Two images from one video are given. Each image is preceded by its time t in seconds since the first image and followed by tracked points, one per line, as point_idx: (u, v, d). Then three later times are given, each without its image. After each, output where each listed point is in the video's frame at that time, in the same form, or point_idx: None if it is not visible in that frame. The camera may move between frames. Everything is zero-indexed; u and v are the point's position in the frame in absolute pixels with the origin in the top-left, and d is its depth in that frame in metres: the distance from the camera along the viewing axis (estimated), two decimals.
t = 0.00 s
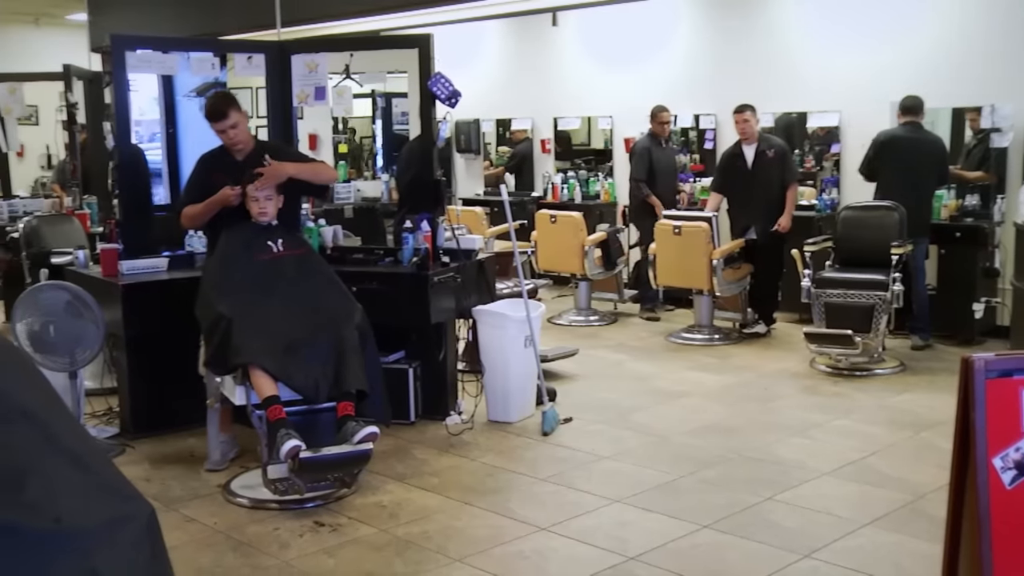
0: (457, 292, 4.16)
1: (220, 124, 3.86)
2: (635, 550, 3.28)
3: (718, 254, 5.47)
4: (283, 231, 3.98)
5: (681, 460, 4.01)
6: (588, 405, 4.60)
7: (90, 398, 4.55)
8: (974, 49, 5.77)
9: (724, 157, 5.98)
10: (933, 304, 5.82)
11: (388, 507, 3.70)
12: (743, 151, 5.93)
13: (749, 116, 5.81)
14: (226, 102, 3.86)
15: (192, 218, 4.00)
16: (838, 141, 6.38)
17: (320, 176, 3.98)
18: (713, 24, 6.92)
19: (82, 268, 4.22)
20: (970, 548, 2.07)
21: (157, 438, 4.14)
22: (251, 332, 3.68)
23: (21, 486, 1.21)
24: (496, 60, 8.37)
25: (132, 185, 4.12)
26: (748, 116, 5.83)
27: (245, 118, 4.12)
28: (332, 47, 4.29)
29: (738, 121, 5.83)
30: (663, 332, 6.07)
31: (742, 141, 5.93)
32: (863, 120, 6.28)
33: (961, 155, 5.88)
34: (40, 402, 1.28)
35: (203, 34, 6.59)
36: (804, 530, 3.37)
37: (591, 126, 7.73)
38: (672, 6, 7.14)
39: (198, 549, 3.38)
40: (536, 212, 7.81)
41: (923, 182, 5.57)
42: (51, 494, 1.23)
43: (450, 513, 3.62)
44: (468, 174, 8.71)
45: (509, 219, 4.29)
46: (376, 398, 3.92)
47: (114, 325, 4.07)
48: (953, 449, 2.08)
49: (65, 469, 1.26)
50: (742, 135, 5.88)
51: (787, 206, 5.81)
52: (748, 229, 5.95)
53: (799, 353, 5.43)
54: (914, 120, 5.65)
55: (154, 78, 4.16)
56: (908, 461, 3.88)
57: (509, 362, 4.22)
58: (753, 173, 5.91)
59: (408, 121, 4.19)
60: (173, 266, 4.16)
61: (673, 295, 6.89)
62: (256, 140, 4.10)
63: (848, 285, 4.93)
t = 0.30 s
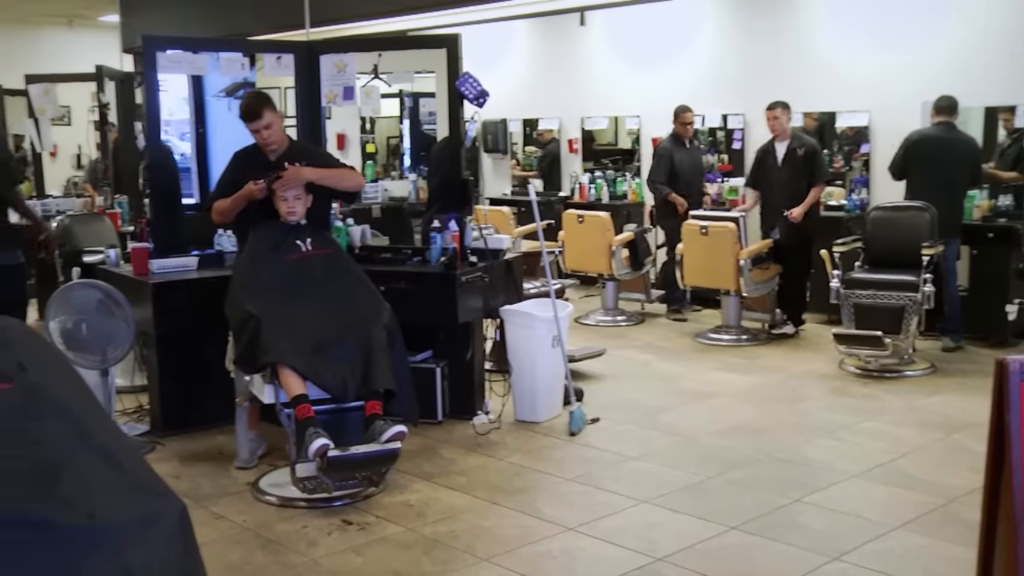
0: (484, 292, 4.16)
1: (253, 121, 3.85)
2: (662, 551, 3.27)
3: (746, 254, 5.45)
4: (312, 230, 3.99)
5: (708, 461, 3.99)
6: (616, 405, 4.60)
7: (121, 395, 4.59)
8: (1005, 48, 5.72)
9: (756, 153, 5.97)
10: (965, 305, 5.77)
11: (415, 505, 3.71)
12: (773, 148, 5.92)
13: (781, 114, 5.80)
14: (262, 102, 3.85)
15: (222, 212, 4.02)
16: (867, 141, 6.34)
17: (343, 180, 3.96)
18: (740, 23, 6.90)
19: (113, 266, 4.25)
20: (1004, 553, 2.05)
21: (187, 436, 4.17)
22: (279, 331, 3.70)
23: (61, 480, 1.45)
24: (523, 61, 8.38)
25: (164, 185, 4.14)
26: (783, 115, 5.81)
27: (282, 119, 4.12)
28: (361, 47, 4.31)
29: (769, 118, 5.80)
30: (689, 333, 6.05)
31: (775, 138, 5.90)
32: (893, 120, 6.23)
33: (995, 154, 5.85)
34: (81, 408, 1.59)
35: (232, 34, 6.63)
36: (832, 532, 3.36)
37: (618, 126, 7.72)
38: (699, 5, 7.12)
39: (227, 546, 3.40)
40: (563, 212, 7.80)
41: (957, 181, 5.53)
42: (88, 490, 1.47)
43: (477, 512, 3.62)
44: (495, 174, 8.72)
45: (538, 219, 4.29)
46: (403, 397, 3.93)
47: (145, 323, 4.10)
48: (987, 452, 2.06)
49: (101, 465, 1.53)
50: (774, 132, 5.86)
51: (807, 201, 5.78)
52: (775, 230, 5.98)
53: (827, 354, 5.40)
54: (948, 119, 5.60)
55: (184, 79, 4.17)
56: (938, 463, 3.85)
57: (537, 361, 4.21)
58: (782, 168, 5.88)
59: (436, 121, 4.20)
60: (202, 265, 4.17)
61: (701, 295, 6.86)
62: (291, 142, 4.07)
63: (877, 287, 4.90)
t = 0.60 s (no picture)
0: (516, 291, 4.16)
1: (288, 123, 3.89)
2: (695, 553, 3.26)
3: (778, 254, 5.43)
4: (345, 230, 4.00)
5: (741, 463, 3.97)
6: (647, 406, 4.59)
7: (156, 393, 4.63)
8: None
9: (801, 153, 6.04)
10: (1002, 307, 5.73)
11: (447, 505, 3.72)
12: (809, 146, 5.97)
13: (812, 110, 5.81)
14: (297, 103, 3.88)
15: (246, 208, 4.03)
16: (902, 141, 6.29)
17: (372, 185, 3.97)
18: (773, 23, 6.87)
19: (148, 265, 4.29)
20: None
21: (220, 434, 4.20)
22: (313, 330, 3.72)
23: (98, 473, 1.23)
24: (554, 61, 8.38)
25: (198, 185, 4.17)
26: (821, 118, 5.81)
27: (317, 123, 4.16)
28: (394, 47, 4.31)
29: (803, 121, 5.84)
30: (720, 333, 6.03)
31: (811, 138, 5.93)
32: (928, 120, 6.18)
33: None
34: (117, 400, 1.35)
35: (267, 34, 6.68)
36: (867, 535, 3.33)
37: (650, 126, 7.71)
38: (731, 5, 7.10)
39: (260, 544, 3.42)
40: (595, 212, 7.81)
41: (995, 184, 5.48)
42: (130, 485, 1.25)
43: (509, 512, 3.62)
44: (526, 174, 8.73)
45: (570, 219, 4.28)
46: (435, 397, 3.93)
47: (179, 322, 4.13)
48: None
49: (136, 461, 1.28)
50: (809, 133, 5.89)
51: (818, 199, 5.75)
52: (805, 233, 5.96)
53: (860, 356, 5.36)
54: (989, 119, 5.54)
55: (219, 79, 4.21)
56: (974, 468, 3.81)
57: (568, 361, 4.22)
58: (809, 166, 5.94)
59: (468, 121, 4.22)
60: (235, 264, 4.20)
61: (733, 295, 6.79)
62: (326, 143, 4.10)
63: (912, 288, 4.87)
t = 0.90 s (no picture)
0: (547, 291, 4.16)
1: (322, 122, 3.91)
2: (726, 555, 3.24)
3: (811, 255, 5.39)
4: (377, 229, 4.00)
5: (772, 464, 3.95)
6: (679, 407, 4.57)
7: (190, 390, 4.67)
8: None
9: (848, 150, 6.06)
10: None
11: (478, 504, 3.72)
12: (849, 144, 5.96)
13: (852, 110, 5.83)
14: (331, 102, 3.91)
15: (279, 211, 4.09)
16: (937, 141, 6.23)
17: (407, 186, 3.99)
18: (803, 20, 6.84)
19: (182, 264, 4.32)
20: None
21: (253, 432, 4.23)
22: (344, 329, 3.73)
23: (138, 471, 1.58)
24: (585, 61, 8.37)
25: (232, 184, 4.19)
26: (860, 116, 5.80)
27: (350, 122, 4.18)
28: (425, 47, 4.33)
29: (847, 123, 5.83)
30: (750, 334, 6.00)
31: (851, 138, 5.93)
32: (965, 120, 6.11)
33: None
34: (157, 401, 1.71)
35: (299, 34, 6.72)
36: (900, 539, 3.30)
37: (682, 126, 7.68)
38: (764, 5, 7.06)
39: (292, 541, 3.44)
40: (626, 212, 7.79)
41: None
42: (164, 480, 1.59)
43: (539, 512, 3.62)
44: (557, 174, 8.73)
45: (601, 219, 4.27)
46: (466, 396, 3.93)
47: (212, 320, 4.15)
48: None
49: (176, 463, 1.62)
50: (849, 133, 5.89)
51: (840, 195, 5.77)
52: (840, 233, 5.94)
53: (893, 358, 5.32)
54: None
55: (251, 79, 4.22)
56: (1011, 472, 3.77)
57: (599, 361, 4.21)
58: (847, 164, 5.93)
59: (499, 120, 4.21)
60: (268, 263, 4.22)
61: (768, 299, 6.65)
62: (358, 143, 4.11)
63: (947, 289, 4.83)
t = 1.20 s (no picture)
0: (577, 291, 4.16)
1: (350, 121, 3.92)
2: (757, 557, 3.22)
3: (842, 256, 5.36)
4: (408, 229, 4.01)
5: (803, 466, 3.93)
6: (709, 408, 4.55)
7: (221, 388, 4.70)
8: None
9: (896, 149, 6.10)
10: None
11: (507, 504, 3.72)
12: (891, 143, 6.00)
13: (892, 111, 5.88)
14: (358, 102, 3.93)
15: (310, 214, 4.12)
16: (971, 140, 6.19)
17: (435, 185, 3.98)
18: (835, 20, 6.81)
19: (214, 263, 4.34)
20: None
21: (283, 430, 4.25)
22: (375, 328, 3.74)
23: (172, 470, 1.62)
24: (614, 60, 8.36)
25: (263, 183, 4.22)
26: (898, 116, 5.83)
27: (380, 123, 4.18)
28: (455, 47, 4.34)
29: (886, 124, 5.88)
30: (778, 335, 5.97)
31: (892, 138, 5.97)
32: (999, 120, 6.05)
33: None
34: (188, 398, 1.75)
35: (330, 35, 6.75)
36: (932, 542, 3.27)
37: (712, 126, 7.65)
38: (794, 4, 7.03)
39: (322, 540, 3.45)
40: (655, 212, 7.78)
41: None
42: (198, 478, 1.63)
43: (569, 512, 3.62)
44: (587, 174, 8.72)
45: (631, 219, 4.27)
46: (496, 395, 3.93)
47: (243, 319, 4.18)
48: None
49: (210, 460, 1.67)
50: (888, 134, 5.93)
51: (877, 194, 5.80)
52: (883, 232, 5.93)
53: (924, 360, 5.27)
54: None
55: (282, 79, 4.24)
56: None
57: (629, 361, 4.20)
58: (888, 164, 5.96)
59: (528, 120, 4.22)
60: (298, 262, 4.23)
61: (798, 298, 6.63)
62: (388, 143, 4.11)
63: (981, 291, 4.79)
